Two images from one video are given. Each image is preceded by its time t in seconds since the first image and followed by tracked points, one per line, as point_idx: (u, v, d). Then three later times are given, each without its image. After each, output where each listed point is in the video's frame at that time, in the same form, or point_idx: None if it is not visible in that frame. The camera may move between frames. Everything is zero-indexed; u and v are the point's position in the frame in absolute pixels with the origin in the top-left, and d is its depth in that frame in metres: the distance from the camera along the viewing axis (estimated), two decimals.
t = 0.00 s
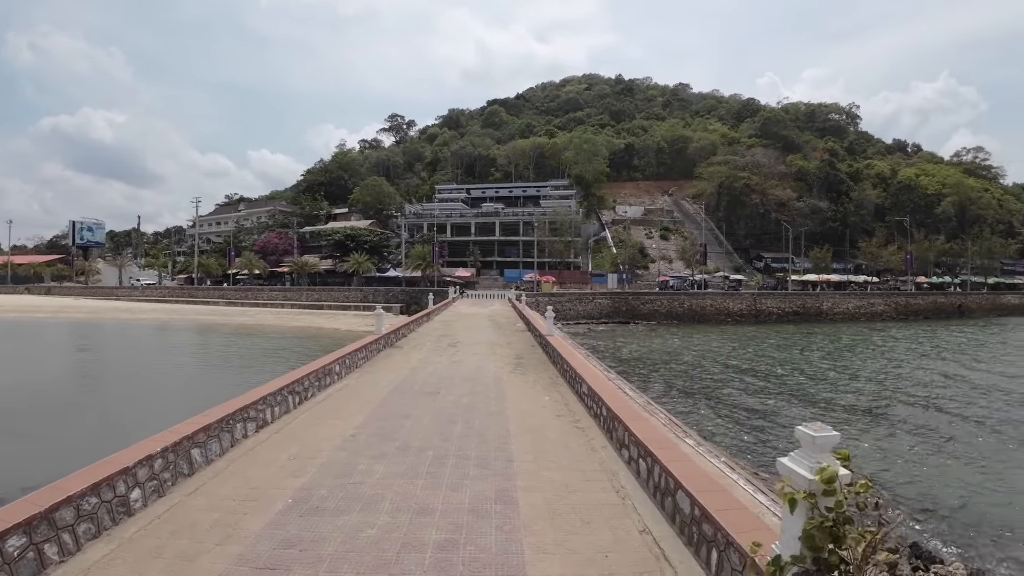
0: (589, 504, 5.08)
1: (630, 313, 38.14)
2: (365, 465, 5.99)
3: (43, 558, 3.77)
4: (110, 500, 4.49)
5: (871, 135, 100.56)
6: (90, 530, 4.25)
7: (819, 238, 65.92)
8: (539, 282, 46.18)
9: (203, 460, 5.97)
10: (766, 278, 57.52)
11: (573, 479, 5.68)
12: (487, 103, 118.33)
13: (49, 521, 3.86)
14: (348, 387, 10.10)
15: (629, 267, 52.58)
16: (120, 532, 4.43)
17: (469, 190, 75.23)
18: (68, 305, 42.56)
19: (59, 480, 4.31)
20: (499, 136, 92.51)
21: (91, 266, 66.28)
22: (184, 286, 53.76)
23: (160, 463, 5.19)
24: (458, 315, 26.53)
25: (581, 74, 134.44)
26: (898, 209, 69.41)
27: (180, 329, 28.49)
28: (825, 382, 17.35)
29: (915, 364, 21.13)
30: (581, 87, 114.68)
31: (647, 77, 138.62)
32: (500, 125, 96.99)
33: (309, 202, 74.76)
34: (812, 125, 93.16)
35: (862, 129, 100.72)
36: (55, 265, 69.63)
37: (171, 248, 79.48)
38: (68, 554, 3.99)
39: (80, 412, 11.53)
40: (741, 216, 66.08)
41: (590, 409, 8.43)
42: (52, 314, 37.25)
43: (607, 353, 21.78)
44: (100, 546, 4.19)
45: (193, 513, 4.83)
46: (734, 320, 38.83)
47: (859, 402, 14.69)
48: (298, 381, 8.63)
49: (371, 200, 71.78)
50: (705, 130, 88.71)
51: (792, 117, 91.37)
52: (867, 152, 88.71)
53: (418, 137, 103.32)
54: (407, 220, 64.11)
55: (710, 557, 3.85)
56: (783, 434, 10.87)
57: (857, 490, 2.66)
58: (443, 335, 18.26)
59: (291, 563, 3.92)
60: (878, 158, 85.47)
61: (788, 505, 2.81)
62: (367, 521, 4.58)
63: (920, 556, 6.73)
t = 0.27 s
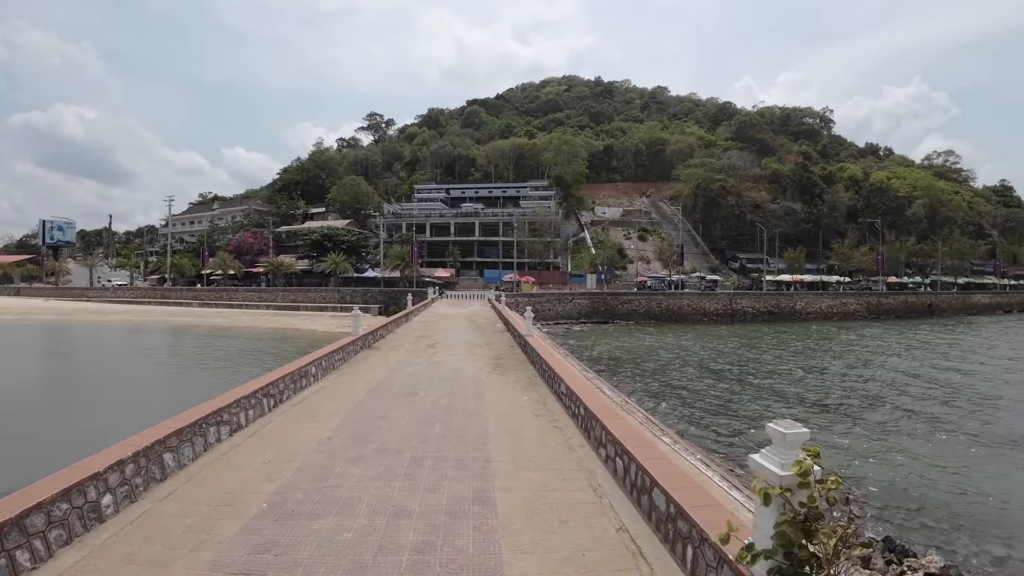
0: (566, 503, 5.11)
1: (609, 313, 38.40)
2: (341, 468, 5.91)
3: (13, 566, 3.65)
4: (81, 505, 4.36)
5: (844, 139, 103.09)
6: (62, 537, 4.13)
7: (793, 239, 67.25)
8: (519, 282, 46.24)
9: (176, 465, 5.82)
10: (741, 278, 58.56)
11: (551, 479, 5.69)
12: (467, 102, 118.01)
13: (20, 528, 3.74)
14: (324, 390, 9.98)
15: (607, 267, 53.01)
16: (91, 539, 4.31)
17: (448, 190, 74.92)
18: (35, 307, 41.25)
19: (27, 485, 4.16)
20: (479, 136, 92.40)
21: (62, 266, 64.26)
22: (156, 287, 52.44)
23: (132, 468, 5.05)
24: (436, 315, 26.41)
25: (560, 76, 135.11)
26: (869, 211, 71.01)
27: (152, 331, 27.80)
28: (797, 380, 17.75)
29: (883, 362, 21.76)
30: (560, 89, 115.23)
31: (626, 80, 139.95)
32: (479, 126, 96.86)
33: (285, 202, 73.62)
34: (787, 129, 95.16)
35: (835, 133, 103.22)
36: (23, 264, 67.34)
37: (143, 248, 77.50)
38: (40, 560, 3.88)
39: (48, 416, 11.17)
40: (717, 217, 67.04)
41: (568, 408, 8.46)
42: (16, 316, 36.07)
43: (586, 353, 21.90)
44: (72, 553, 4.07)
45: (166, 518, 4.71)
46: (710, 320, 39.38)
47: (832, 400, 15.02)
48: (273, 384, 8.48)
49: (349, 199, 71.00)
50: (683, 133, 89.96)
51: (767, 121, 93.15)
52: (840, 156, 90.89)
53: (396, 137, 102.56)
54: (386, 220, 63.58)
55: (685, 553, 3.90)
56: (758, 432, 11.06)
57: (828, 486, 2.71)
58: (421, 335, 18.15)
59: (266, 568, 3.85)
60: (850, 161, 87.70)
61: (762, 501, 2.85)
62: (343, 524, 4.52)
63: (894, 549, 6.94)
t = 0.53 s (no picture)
0: (543, 503, 5.12)
1: (588, 313, 38.64)
2: (317, 472, 5.84)
3: None
4: (52, 513, 4.23)
5: (817, 143, 105.59)
6: (34, 544, 4.01)
7: (766, 240, 68.65)
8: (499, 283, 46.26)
9: (148, 471, 5.68)
10: (717, 278, 59.51)
11: (530, 479, 5.71)
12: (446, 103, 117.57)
13: None
14: (300, 393, 9.82)
15: (586, 268, 53.39)
16: (64, 547, 4.19)
17: (427, 190, 74.49)
18: None
19: None
20: (458, 136, 92.08)
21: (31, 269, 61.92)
22: (126, 288, 51.06)
23: (103, 475, 4.90)
24: (415, 316, 26.27)
25: (539, 77, 135.57)
26: (841, 213, 72.70)
27: (122, 334, 27.05)
28: (770, 378, 18.12)
29: (851, 360, 22.35)
30: (540, 90, 115.56)
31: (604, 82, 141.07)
32: (458, 126, 96.59)
33: (260, 201, 72.35)
34: (762, 132, 97.17)
35: (808, 136, 105.58)
36: None
37: (112, 249, 75.35)
38: (11, 569, 3.76)
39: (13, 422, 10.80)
40: (694, 219, 67.97)
41: (547, 408, 8.49)
42: None
43: (565, 353, 21.99)
44: (45, 561, 3.96)
45: (139, 525, 4.59)
46: (687, 319, 39.93)
47: (805, 397, 15.35)
48: (247, 387, 8.32)
49: (325, 198, 70.11)
50: (660, 135, 91.07)
51: (742, 125, 94.92)
52: (813, 159, 93.10)
53: (374, 136, 101.58)
54: (363, 220, 62.94)
55: (662, 551, 3.95)
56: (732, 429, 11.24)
57: (798, 483, 2.78)
58: (400, 337, 18.03)
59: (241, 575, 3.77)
60: (822, 164, 89.84)
61: (734, 497, 2.92)
62: (320, 529, 4.47)
63: (867, 543, 7.15)
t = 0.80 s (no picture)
0: (521, 502, 5.13)
1: (567, 313, 38.82)
2: (292, 476, 5.74)
3: None
4: (21, 520, 4.09)
5: (790, 146, 107.92)
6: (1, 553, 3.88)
7: (741, 241, 69.84)
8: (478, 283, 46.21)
9: (119, 477, 5.51)
10: (693, 278, 60.38)
11: (507, 479, 5.71)
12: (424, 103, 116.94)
13: None
14: (275, 396, 9.64)
15: (565, 268, 53.66)
16: (33, 555, 4.06)
17: (405, 190, 73.93)
18: None
19: None
20: (436, 136, 91.61)
21: None
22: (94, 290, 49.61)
23: (72, 481, 4.75)
24: (393, 317, 26.07)
25: (518, 78, 135.79)
26: (813, 215, 74.41)
27: (91, 336, 26.27)
28: (744, 376, 18.47)
29: (823, 358, 22.89)
30: (518, 91, 115.71)
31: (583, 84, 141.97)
32: (437, 126, 96.15)
33: (234, 200, 70.96)
34: (737, 135, 98.92)
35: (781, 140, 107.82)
36: None
37: (79, 249, 73.11)
38: None
39: None
40: (670, 220, 68.80)
41: (525, 409, 8.49)
42: None
43: (543, 353, 22.04)
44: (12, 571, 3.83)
45: (110, 532, 4.46)
46: (664, 319, 40.43)
47: (779, 395, 15.65)
48: (220, 391, 8.14)
49: (301, 198, 69.09)
50: (638, 137, 92.04)
51: (718, 128, 96.54)
52: (786, 162, 95.13)
53: (352, 135, 100.47)
54: (340, 220, 62.20)
55: (638, 548, 3.99)
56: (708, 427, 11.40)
57: (769, 479, 2.85)
58: (377, 338, 17.86)
59: None
60: (795, 167, 91.85)
61: (707, 495, 2.96)
62: (295, 533, 4.40)
63: (840, 537, 7.34)
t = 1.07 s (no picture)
0: (499, 503, 5.13)
1: (545, 314, 38.96)
2: (266, 480, 5.65)
3: None
4: None
5: (764, 149, 110.11)
6: None
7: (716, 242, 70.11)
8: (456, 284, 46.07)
9: (89, 484, 5.36)
10: (670, 278, 61.15)
11: (485, 480, 5.70)
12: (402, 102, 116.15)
13: None
14: (250, 400, 9.47)
15: (544, 269, 53.82)
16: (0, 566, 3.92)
17: (383, 190, 73.29)
18: None
19: None
20: (415, 135, 90.99)
21: None
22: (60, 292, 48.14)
23: (41, 488, 4.60)
24: (370, 318, 25.82)
25: (497, 79, 135.80)
26: (786, 216, 76.03)
27: (56, 339, 25.44)
28: (720, 374, 18.80)
29: (796, 356, 23.38)
30: (497, 91, 115.67)
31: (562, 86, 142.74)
32: (416, 125, 95.51)
33: (208, 200, 69.51)
34: (712, 138, 100.54)
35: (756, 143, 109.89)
36: None
37: (45, 250, 70.81)
38: None
39: None
40: (647, 221, 69.57)
41: (503, 409, 8.49)
42: None
43: (523, 354, 22.07)
44: None
45: (80, 540, 4.34)
46: (642, 319, 40.88)
47: (753, 393, 15.95)
48: (192, 395, 7.95)
49: (276, 197, 67.97)
50: (615, 139, 92.82)
51: (694, 131, 98.02)
52: (760, 164, 97.04)
53: (329, 134, 99.18)
54: (316, 220, 61.38)
55: (615, 547, 4.02)
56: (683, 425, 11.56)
57: (741, 474, 2.91)
58: (354, 340, 17.67)
59: None
60: (769, 169, 93.72)
61: (681, 492, 3.01)
62: (269, 539, 4.32)
63: (815, 532, 7.51)
